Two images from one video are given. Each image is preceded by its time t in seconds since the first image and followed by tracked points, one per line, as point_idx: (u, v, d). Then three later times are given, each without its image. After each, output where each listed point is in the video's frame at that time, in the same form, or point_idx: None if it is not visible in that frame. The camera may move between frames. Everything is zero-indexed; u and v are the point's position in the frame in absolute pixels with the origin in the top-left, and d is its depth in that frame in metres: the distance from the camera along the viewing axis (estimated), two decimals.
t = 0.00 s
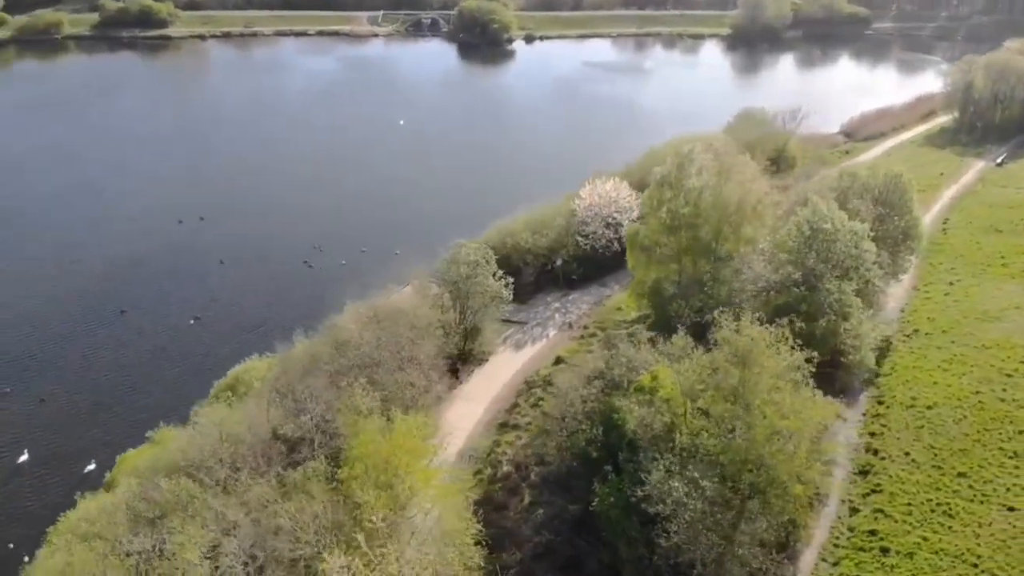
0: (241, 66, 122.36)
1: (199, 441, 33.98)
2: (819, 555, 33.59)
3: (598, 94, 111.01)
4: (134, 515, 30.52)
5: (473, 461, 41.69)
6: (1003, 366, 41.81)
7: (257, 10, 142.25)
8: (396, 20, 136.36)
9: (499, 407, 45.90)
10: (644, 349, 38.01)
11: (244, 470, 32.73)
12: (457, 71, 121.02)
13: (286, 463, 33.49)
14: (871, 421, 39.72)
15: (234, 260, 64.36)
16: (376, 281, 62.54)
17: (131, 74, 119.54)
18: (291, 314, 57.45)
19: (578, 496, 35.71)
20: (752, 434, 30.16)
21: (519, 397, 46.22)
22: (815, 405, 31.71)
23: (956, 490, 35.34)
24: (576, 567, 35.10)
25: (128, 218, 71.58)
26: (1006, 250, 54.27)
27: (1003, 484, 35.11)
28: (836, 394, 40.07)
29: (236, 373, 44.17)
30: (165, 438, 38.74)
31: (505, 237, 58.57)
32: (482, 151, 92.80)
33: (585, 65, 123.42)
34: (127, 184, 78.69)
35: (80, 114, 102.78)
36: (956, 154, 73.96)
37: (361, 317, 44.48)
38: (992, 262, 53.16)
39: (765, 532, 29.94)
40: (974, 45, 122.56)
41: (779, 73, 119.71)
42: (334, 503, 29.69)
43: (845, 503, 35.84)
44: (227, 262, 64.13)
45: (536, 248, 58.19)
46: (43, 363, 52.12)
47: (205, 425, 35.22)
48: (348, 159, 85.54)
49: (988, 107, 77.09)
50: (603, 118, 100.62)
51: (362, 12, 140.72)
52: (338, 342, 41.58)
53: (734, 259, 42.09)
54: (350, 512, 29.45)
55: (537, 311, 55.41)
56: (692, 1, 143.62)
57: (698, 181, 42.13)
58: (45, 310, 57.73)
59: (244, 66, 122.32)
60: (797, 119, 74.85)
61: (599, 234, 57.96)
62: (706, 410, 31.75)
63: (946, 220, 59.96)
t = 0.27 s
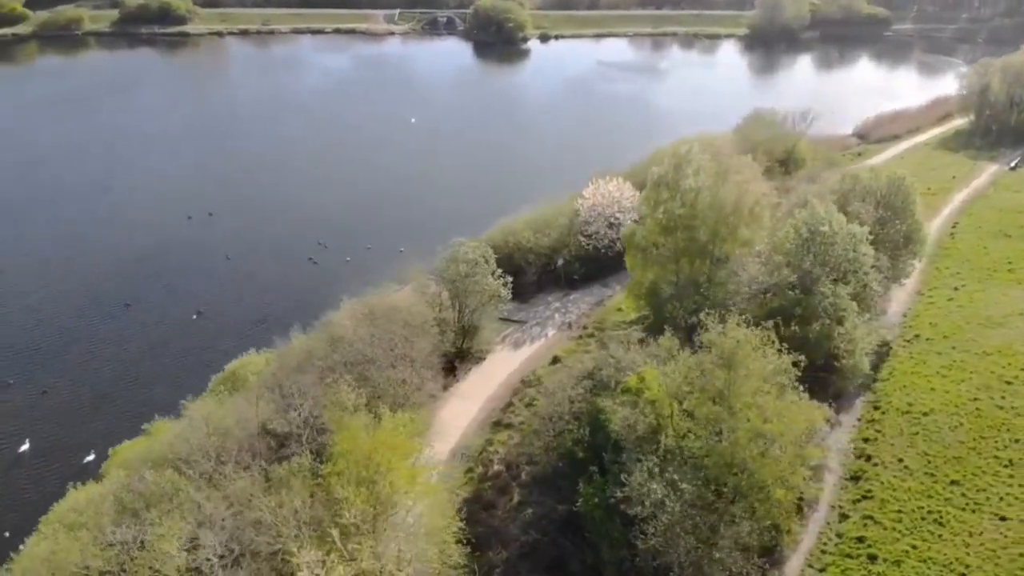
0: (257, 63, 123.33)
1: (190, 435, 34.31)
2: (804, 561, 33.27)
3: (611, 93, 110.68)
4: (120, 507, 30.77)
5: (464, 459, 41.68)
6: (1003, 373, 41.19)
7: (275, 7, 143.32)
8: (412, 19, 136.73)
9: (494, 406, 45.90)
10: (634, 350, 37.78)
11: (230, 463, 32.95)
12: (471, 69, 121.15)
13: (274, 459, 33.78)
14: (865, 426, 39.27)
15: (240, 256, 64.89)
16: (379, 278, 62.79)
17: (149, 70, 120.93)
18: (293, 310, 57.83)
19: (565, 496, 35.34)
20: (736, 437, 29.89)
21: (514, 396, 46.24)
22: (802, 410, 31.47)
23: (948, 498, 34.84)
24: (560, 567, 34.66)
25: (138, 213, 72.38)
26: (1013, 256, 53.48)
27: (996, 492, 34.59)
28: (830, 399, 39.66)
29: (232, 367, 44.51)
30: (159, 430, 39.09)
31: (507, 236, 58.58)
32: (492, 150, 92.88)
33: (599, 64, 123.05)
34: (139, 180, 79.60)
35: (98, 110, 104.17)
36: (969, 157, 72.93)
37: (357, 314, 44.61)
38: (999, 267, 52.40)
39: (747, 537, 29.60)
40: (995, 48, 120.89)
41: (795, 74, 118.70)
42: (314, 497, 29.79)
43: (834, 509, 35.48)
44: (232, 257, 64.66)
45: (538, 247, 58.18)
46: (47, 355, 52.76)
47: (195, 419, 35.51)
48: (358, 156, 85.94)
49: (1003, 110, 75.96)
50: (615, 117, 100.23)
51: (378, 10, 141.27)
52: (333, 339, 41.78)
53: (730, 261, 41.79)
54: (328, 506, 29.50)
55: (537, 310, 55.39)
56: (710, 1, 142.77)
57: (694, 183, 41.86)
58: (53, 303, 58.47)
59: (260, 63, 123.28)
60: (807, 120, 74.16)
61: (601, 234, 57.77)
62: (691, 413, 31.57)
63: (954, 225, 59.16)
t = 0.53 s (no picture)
0: (280, 60, 124.72)
1: (176, 427, 34.78)
2: (784, 568, 32.84)
3: (630, 93, 110.09)
4: (100, 493, 31.24)
5: (453, 456, 41.66)
6: (1002, 384, 40.33)
7: (301, 4, 144.82)
8: (435, 17, 137.14)
9: (487, 403, 45.75)
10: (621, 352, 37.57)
11: (211, 452, 33.37)
12: (492, 68, 121.27)
13: (256, 451, 34.23)
14: (857, 435, 38.67)
15: (248, 250, 65.69)
16: (383, 274, 63.24)
17: (174, 65, 123.00)
18: (297, 304, 58.46)
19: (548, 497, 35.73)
20: (712, 440, 29.57)
21: (507, 393, 46.18)
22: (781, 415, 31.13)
23: (935, 510, 34.18)
24: (537, 568, 34.69)
25: (153, 207, 73.59)
26: None
27: (985, 505, 33.88)
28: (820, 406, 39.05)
29: (228, 359, 45.12)
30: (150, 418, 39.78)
31: (510, 236, 58.61)
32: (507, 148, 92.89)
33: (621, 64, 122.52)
34: (156, 174, 80.88)
35: (123, 104, 106.21)
36: (989, 163, 71.40)
37: (351, 309, 44.87)
38: (1009, 276, 51.31)
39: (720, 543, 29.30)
40: None
41: (819, 76, 117.11)
42: (288, 490, 30.03)
43: (819, 517, 34.97)
44: (241, 251, 65.47)
45: (540, 246, 58.19)
46: (54, 344, 53.79)
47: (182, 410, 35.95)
48: (372, 153, 86.49)
49: None
50: (633, 117, 99.66)
51: (403, 8, 141.97)
52: (325, 334, 42.09)
53: (724, 264, 41.37)
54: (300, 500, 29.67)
55: (538, 310, 55.35)
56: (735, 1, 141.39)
57: (689, 185, 41.54)
58: (64, 293, 59.60)
59: (283, 60, 124.67)
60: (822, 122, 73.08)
61: (605, 234, 57.56)
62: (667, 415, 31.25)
63: (967, 232, 57.99)
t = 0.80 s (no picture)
0: (296, 57, 125.65)
1: (166, 420, 35.11)
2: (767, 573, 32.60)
3: (644, 93, 109.68)
4: (88, 485, 31.61)
5: (445, 454, 41.66)
6: (1001, 392, 39.75)
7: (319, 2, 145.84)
8: (452, 16, 137.38)
9: (482, 401, 45.72)
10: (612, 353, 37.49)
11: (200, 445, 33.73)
12: (506, 67, 121.34)
13: (245, 446, 34.48)
14: (850, 440, 38.30)
15: (254, 245, 66.26)
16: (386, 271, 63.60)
17: (193, 61, 124.42)
18: (299, 300, 58.91)
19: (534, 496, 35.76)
20: (694, 445, 29.46)
21: (502, 392, 46.14)
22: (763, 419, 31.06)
23: (926, 518, 33.74)
24: (522, 568, 34.74)
25: (163, 202, 74.34)
26: None
27: (977, 514, 33.41)
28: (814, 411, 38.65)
29: (227, 354, 45.62)
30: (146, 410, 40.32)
31: (513, 236, 58.80)
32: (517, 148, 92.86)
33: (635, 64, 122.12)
34: (168, 169, 81.70)
35: (140, 99, 107.65)
36: (1003, 167, 70.36)
37: (348, 307, 45.13)
38: (1015, 282, 50.64)
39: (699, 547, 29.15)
40: None
41: (837, 77, 115.97)
42: (271, 485, 30.23)
43: (807, 523, 34.65)
44: (247, 247, 66.06)
45: (542, 246, 58.29)
46: (59, 337, 54.48)
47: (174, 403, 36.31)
48: (382, 151, 86.82)
49: None
50: (645, 118, 99.26)
51: (420, 7, 142.46)
52: (320, 331, 42.41)
53: (720, 266, 41.11)
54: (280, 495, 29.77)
55: (538, 309, 55.37)
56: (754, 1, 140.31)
57: (685, 186, 41.40)
58: (71, 286, 60.40)
59: (299, 57, 125.61)
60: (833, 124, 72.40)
61: (608, 235, 57.64)
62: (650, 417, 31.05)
63: (976, 237, 57.22)
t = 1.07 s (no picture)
0: (317, 54, 126.78)
1: (155, 411, 35.52)
2: None
3: (662, 93, 109.02)
4: (74, 474, 32.10)
5: (435, 452, 41.70)
6: (999, 403, 39.05)
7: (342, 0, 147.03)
8: (473, 14, 137.66)
9: (476, 398, 45.60)
10: (600, 355, 37.39)
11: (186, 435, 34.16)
12: (525, 66, 121.32)
13: (231, 439, 34.80)
14: (841, 447, 37.81)
15: (263, 241, 66.98)
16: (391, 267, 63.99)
17: (216, 58, 126.15)
18: (303, 295, 59.45)
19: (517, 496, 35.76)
20: (667, 447, 29.06)
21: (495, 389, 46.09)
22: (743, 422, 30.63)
23: (912, 528, 33.25)
24: (503, 567, 34.73)
25: (176, 196, 75.35)
26: None
27: (964, 526, 32.86)
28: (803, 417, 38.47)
29: (224, 346, 46.21)
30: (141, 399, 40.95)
31: (517, 235, 58.80)
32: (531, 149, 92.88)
33: (655, 64, 121.48)
34: (184, 164, 82.82)
35: (162, 94, 109.34)
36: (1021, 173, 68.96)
37: (344, 302, 45.46)
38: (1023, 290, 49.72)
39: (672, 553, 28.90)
40: None
41: (860, 80, 114.45)
42: (250, 478, 30.53)
43: (791, 530, 34.31)
44: (255, 242, 66.79)
45: (545, 246, 58.22)
46: (66, 328, 55.44)
47: (164, 394, 36.73)
48: (396, 149, 87.30)
49: None
50: (661, 119, 98.68)
51: (442, 6, 142.94)
52: (314, 325, 42.78)
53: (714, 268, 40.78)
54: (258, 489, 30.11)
55: (539, 309, 55.32)
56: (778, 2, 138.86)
57: (680, 187, 41.15)
58: (82, 278, 61.43)
59: (320, 54, 126.72)
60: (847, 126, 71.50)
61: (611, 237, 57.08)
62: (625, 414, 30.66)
63: (987, 244, 56.22)
